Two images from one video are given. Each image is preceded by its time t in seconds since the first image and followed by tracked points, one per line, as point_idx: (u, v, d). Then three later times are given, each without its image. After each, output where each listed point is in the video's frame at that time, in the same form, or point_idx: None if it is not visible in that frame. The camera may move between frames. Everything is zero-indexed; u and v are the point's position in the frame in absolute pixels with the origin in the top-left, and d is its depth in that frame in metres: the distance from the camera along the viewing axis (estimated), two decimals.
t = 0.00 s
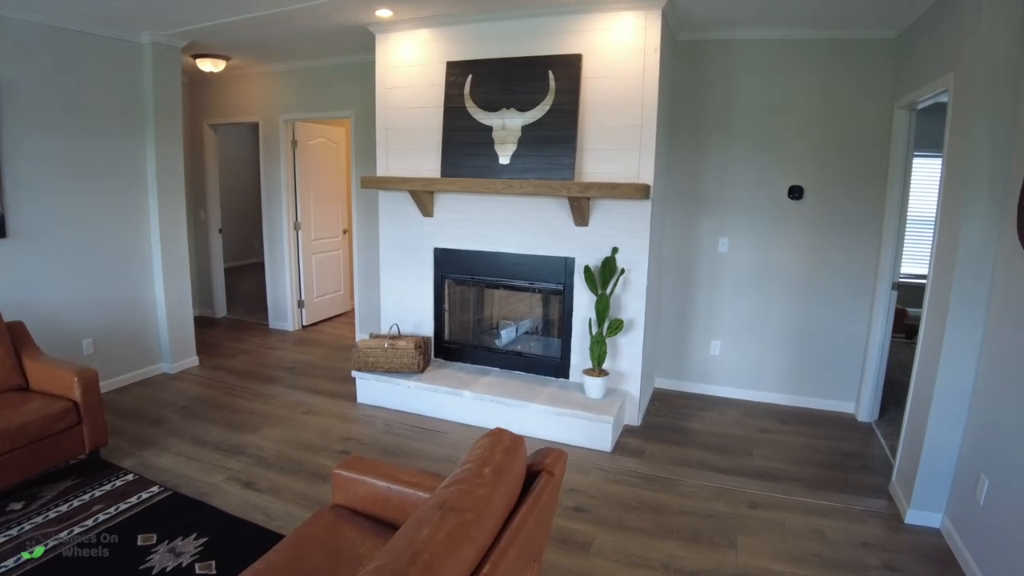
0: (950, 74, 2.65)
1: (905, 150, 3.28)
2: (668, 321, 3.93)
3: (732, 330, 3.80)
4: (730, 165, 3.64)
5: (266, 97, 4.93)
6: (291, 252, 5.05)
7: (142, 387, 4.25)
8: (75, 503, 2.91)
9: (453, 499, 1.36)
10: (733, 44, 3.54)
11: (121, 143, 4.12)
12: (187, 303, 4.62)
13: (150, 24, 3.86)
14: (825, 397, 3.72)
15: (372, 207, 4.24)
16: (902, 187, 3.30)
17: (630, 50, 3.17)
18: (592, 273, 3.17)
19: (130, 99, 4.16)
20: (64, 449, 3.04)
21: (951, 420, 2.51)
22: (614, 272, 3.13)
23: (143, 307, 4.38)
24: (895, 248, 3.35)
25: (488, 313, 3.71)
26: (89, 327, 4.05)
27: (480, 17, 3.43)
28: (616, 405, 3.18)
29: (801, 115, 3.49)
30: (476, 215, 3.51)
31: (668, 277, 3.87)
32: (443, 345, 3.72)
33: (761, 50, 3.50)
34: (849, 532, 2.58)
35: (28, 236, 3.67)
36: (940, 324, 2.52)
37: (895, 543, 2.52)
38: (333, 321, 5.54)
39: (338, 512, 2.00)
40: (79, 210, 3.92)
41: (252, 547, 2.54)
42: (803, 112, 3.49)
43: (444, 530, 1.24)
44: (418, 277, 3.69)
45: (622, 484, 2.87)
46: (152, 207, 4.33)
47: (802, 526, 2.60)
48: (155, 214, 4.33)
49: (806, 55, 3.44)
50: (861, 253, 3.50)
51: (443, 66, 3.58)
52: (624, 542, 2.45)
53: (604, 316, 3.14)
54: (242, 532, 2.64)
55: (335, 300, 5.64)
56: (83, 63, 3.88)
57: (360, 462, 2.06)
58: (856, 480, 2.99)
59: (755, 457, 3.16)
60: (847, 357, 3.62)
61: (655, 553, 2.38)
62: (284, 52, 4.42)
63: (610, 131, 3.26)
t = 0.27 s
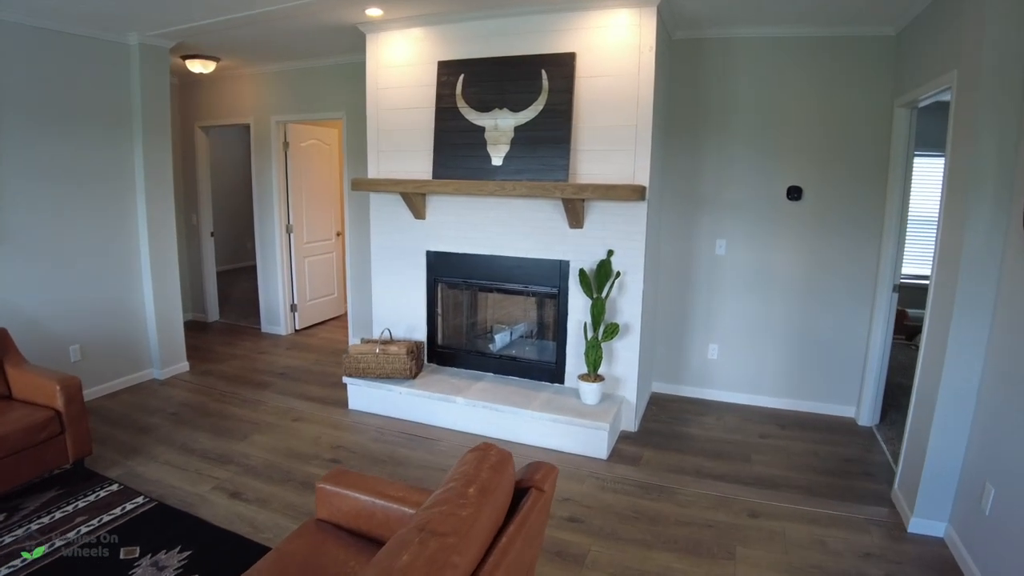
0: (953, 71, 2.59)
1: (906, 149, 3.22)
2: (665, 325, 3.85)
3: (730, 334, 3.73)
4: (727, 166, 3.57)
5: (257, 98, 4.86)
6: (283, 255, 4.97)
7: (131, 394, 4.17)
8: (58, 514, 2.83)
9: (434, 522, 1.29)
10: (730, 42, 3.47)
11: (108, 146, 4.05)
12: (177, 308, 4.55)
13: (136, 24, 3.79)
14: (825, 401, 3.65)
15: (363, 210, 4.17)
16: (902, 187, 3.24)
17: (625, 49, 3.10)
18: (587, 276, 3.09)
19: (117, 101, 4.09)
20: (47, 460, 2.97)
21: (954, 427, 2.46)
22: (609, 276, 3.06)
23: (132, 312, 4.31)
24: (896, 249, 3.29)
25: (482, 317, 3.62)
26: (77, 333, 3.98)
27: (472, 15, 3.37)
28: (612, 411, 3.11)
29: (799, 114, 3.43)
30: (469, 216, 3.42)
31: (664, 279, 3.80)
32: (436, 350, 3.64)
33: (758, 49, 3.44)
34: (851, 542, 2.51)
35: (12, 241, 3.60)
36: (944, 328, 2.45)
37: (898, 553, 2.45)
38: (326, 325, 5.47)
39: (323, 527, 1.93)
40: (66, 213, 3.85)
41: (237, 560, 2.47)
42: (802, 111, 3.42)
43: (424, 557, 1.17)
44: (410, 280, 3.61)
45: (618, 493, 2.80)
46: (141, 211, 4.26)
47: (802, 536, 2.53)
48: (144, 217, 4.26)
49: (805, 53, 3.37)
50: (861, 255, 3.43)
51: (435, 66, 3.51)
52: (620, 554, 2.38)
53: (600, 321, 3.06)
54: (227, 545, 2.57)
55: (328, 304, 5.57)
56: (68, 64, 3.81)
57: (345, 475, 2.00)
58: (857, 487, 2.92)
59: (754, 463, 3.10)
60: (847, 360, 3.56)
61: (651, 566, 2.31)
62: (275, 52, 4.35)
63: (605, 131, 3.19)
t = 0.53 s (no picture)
0: (954, 70, 2.55)
1: (906, 149, 3.18)
2: (662, 327, 3.81)
3: (729, 336, 3.69)
4: (725, 166, 3.53)
5: (251, 99, 4.82)
6: (278, 257, 4.93)
7: (123, 398, 4.13)
8: (45, 521, 2.78)
9: (419, 537, 1.24)
10: (727, 42, 3.43)
11: (99, 147, 4.01)
12: (170, 311, 4.51)
13: (128, 25, 3.75)
14: (825, 404, 3.61)
15: (358, 212, 4.13)
16: (902, 188, 3.20)
17: (621, 48, 3.06)
18: (583, 278, 3.04)
19: (109, 102, 4.05)
20: (35, 466, 2.93)
21: (956, 431, 2.42)
22: (606, 278, 3.01)
23: (124, 315, 4.26)
24: (896, 250, 3.25)
25: (478, 320, 3.57)
26: (68, 336, 3.94)
27: (467, 15, 3.33)
28: (609, 415, 3.06)
29: (798, 114, 3.39)
30: (463, 218, 3.37)
31: (662, 281, 3.75)
32: (431, 353, 3.59)
33: (756, 48, 3.39)
34: (852, 549, 2.46)
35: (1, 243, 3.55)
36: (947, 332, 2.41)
37: (900, 560, 2.41)
38: (322, 328, 5.43)
39: (311, 537, 1.89)
40: (56, 216, 3.81)
41: (226, 569, 2.42)
42: (800, 111, 3.38)
43: None
44: (405, 283, 3.56)
45: (615, 499, 2.76)
46: (133, 213, 4.21)
47: (802, 543, 2.49)
48: (136, 220, 4.22)
49: (803, 52, 3.33)
50: (860, 256, 3.39)
51: (429, 66, 3.47)
52: (616, 562, 2.33)
53: (596, 323, 3.01)
54: (217, 553, 2.52)
55: (323, 306, 5.53)
56: (59, 65, 3.76)
57: (334, 483, 1.96)
58: (857, 492, 2.88)
59: (753, 468, 3.05)
60: (847, 362, 3.51)
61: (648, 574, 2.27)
62: (269, 52, 4.31)
63: (601, 132, 3.15)
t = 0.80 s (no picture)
0: (952, 69, 2.53)
1: (903, 149, 3.15)
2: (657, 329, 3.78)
3: (725, 337, 3.66)
4: (721, 166, 3.50)
5: (245, 99, 4.80)
6: (272, 258, 4.90)
7: (115, 400, 4.09)
8: (34, 525, 2.74)
9: (403, 544, 1.21)
10: (723, 41, 3.40)
11: (92, 148, 3.98)
12: (163, 312, 4.47)
13: (120, 25, 3.72)
14: (822, 406, 3.58)
15: (352, 212, 4.10)
16: (900, 188, 3.17)
17: (616, 48, 3.04)
18: (577, 279, 3.00)
19: (101, 102, 4.02)
20: (23, 469, 2.89)
21: (954, 434, 2.40)
22: (600, 279, 2.97)
23: (117, 317, 4.23)
24: (894, 250, 3.22)
25: (472, 322, 3.54)
26: (60, 338, 3.90)
27: (461, 14, 3.30)
28: (604, 417, 3.02)
29: (794, 114, 3.36)
30: (457, 218, 3.34)
31: (658, 283, 3.72)
32: (425, 355, 3.56)
33: (753, 47, 3.37)
34: (849, 553, 2.43)
35: None
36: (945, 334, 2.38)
37: (898, 564, 2.38)
38: (316, 329, 5.40)
39: (298, 542, 1.86)
40: (48, 216, 3.78)
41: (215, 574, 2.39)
42: (796, 111, 3.35)
43: None
44: (398, 284, 3.53)
45: (610, 502, 2.73)
46: (126, 213, 4.19)
47: (799, 547, 2.45)
48: (129, 221, 4.19)
49: (800, 52, 3.31)
50: (857, 257, 3.36)
51: (423, 66, 3.45)
52: (610, 567, 2.30)
53: (591, 325, 2.97)
54: (206, 558, 2.49)
55: (318, 307, 5.49)
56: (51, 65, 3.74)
57: (322, 487, 1.93)
58: (855, 495, 2.85)
59: (749, 471, 3.02)
60: (844, 364, 3.48)
61: None
62: (262, 52, 4.29)
63: (596, 131, 3.12)
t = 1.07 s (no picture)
0: (943, 67, 2.51)
1: (895, 148, 3.14)
2: (648, 329, 3.75)
3: (717, 338, 3.64)
4: (712, 166, 3.48)
5: (235, 99, 4.76)
6: (262, 259, 4.86)
7: (102, 402, 4.05)
8: (16, 529, 2.69)
9: (380, 550, 1.19)
10: (714, 39, 3.37)
11: (79, 148, 3.94)
12: (151, 314, 4.43)
13: (107, 23, 3.69)
14: (813, 406, 3.57)
15: (341, 213, 4.07)
16: (891, 187, 3.16)
17: (605, 46, 3.02)
18: (567, 280, 2.97)
19: (88, 101, 3.98)
20: (6, 473, 2.85)
21: (945, 434, 2.39)
22: (590, 279, 2.94)
23: (104, 318, 4.19)
24: (885, 250, 3.21)
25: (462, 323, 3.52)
26: (46, 340, 3.86)
27: (450, 13, 3.28)
28: (594, 419, 3.00)
29: (785, 113, 3.34)
30: (446, 218, 3.31)
31: (648, 283, 3.70)
32: (414, 356, 3.53)
33: (744, 46, 3.34)
34: (840, 555, 2.42)
35: None
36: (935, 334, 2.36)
37: (889, 566, 2.36)
38: (307, 331, 5.36)
39: (280, 546, 1.83)
40: (34, 217, 3.73)
41: None
42: (788, 110, 3.33)
43: None
44: (387, 285, 3.50)
45: (600, 505, 2.70)
46: (113, 214, 4.14)
47: (789, 549, 2.44)
48: (116, 221, 4.15)
49: (791, 51, 3.28)
50: (849, 256, 3.35)
51: (412, 65, 3.43)
52: (599, 570, 2.28)
53: (580, 325, 2.94)
54: (191, 562, 2.45)
55: (308, 308, 5.46)
56: (37, 65, 3.70)
57: (305, 491, 1.90)
58: (846, 496, 2.83)
59: (740, 472, 3.00)
60: (836, 364, 3.47)
61: None
62: (252, 52, 4.26)
63: (585, 131, 3.09)
